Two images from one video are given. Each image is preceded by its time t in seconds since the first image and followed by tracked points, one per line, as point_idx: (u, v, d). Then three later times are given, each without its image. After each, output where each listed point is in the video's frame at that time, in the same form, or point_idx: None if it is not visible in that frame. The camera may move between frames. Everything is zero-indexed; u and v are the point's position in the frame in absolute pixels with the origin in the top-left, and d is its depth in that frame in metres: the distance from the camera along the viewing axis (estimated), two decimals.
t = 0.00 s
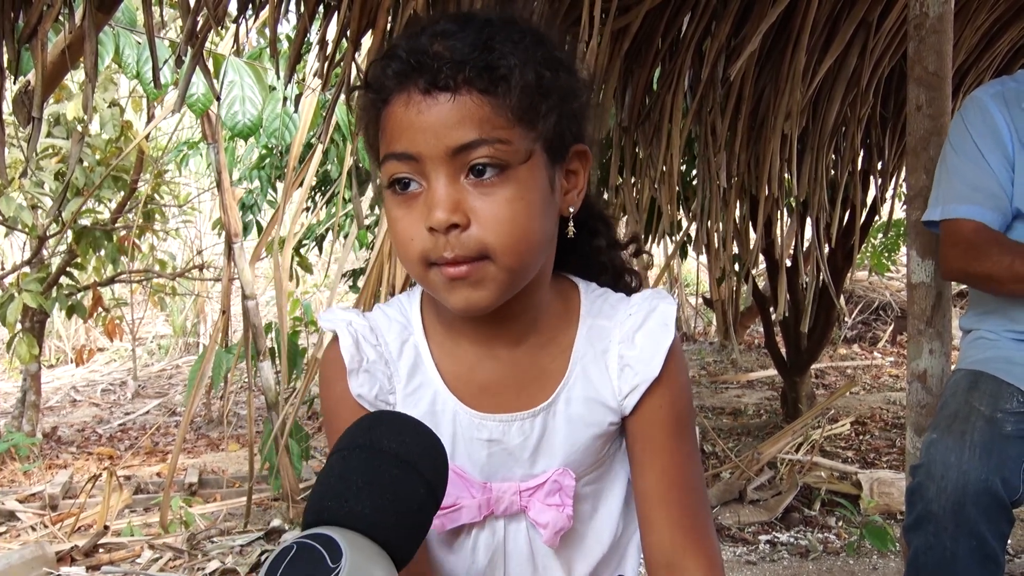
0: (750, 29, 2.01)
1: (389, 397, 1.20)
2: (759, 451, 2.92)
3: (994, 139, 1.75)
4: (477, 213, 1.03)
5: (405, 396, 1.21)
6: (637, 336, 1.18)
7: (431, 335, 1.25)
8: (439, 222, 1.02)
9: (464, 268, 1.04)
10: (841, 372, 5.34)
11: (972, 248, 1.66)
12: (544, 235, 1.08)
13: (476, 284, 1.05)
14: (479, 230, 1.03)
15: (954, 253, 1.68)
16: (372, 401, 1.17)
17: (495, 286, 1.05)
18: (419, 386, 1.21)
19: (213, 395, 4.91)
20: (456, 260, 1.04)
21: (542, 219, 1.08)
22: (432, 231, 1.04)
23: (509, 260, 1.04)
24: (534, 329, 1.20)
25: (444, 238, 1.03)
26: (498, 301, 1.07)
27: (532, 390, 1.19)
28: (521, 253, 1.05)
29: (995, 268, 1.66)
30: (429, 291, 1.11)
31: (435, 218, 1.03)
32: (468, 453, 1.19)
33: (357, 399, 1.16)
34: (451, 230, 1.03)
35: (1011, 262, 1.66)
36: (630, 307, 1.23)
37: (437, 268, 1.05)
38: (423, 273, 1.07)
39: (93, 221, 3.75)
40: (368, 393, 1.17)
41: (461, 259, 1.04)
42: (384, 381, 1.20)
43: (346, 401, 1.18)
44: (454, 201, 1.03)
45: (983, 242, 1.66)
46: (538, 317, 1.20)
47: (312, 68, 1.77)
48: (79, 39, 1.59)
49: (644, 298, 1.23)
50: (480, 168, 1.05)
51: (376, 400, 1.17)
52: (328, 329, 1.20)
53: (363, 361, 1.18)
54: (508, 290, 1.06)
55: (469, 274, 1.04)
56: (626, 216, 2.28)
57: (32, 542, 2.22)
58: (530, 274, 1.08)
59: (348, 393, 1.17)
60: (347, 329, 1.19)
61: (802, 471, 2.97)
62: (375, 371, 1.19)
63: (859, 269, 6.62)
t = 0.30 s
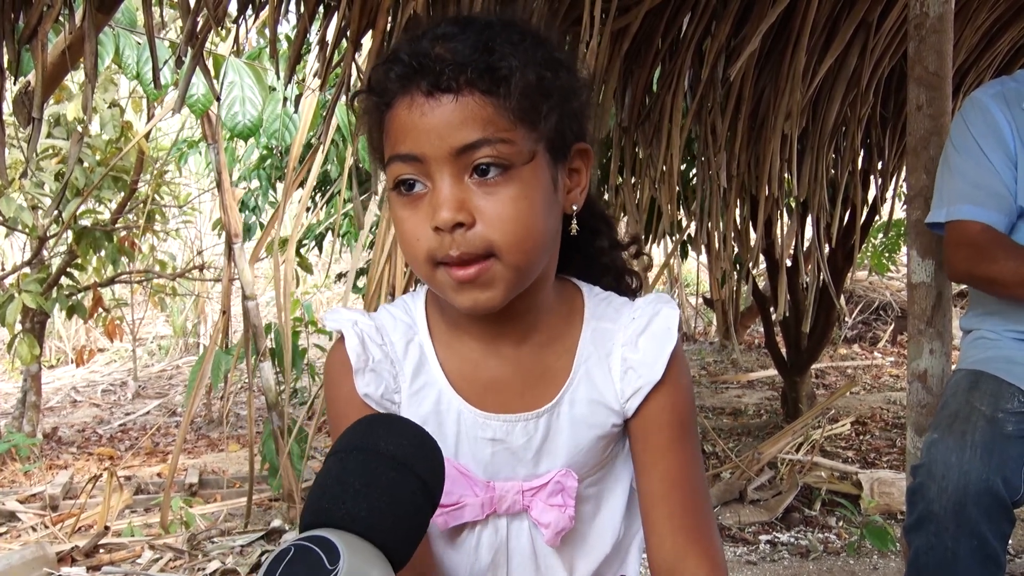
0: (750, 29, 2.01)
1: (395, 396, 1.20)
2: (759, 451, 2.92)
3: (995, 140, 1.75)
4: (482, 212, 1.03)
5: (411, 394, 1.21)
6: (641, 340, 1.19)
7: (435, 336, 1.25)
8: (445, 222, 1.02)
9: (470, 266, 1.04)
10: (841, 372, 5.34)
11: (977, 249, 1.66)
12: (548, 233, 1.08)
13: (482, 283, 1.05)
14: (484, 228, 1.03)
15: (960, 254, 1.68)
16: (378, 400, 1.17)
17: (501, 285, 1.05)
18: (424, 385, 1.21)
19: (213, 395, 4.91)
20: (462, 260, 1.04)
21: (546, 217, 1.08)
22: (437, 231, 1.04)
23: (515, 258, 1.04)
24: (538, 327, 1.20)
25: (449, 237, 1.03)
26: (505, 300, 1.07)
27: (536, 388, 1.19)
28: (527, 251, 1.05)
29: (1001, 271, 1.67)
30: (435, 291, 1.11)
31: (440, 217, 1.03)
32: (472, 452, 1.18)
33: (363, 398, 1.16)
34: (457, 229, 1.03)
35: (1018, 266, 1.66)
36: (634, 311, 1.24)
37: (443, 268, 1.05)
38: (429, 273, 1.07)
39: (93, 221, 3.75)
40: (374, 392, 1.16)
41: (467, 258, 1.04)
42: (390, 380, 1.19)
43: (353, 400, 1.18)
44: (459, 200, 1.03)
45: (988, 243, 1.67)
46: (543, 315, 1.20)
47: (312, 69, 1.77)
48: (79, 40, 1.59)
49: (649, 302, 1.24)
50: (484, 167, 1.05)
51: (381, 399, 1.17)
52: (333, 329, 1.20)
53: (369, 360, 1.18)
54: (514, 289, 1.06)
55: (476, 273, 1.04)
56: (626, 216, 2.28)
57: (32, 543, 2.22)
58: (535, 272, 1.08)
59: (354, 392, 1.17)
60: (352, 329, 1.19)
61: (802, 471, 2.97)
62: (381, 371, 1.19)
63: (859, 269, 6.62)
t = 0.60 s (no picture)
0: (750, 29, 2.01)
1: (376, 393, 1.23)
2: (759, 451, 2.93)
3: (993, 140, 1.75)
4: (472, 212, 1.03)
5: (394, 393, 1.24)
6: (629, 332, 1.17)
7: (428, 332, 1.26)
8: (435, 220, 1.03)
9: (459, 265, 1.04)
10: (840, 372, 5.34)
11: (972, 246, 1.66)
12: (540, 235, 1.08)
13: (470, 283, 1.05)
14: (474, 228, 1.03)
15: (955, 252, 1.67)
16: (356, 396, 1.21)
17: (490, 286, 1.05)
18: (408, 385, 1.23)
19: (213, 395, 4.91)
20: (451, 258, 1.04)
21: (538, 218, 1.08)
22: (427, 229, 1.04)
23: (504, 259, 1.04)
24: (531, 328, 1.20)
25: (439, 236, 1.03)
26: (493, 301, 1.07)
27: (525, 386, 1.19)
28: (517, 252, 1.05)
29: (996, 265, 1.67)
30: (426, 288, 1.11)
31: (430, 216, 1.03)
32: (458, 447, 1.20)
33: (342, 393, 1.20)
34: (446, 228, 1.03)
35: (1014, 258, 1.67)
36: (625, 305, 1.22)
37: (433, 265, 1.05)
38: (420, 270, 1.07)
39: (93, 220, 3.75)
40: (353, 388, 1.20)
41: (456, 257, 1.04)
42: (371, 378, 1.23)
43: (337, 394, 1.22)
44: (450, 200, 1.03)
45: (984, 240, 1.66)
46: (535, 315, 1.20)
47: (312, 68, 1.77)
48: (79, 39, 1.59)
49: (643, 295, 1.22)
50: (476, 168, 1.05)
51: (360, 395, 1.21)
52: (327, 322, 1.24)
53: (353, 356, 1.22)
54: (502, 290, 1.06)
55: (465, 273, 1.04)
56: (626, 216, 2.28)
57: (32, 542, 2.22)
58: (525, 275, 1.08)
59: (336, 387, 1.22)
60: (341, 325, 1.22)
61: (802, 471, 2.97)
62: (364, 367, 1.22)
63: (859, 269, 6.62)
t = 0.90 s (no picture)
0: (750, 28, 2.01)
1: (369, 375, 1.22)
2: (759, 451, 2.93)
3: (992, 141, 1.75)
4: (459, 211, 1.04)
5: (390, 378, 1.22)
6: (622, 329, 1.17)
7: (424, 322, 1.27)
8: (421, 219, 1.04)
9: (446, 263, 1.05)
10: (840, 372, 5.34)
11: (969, 245, 1.65)
12: (529, 235, 1.07)
13: (457, 282, 1.05)
14: (460, 228, 1.04)
15: (951, 252, 1.66)
16: (348, 376, 1.21)
17: (476, 285, 1.05)
18: (404, 371, 1.23)
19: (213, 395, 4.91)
20: (437, 257, 1.04)
21: (529, 218, 1.08)
22: (414, 227, 1.05)
23: (489, 259, 1.04)
24: (524, 325, 1.20)
25: (426, 234, 1.04)
26: (480, 300, 1.07)
27: (515, 381, 1.19)
28: (503, 252, 1.04)
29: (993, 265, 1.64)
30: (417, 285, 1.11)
31: (416, 214, 1.04)
32: (449, 438, 1.20)
33: (335, 371, 1.21)
34: (433, 227, 1.03)
35: (1010, 258, 1.63)
36: (620, 301, 1.22)
37: (421, 263, 1.06)
38: (409, 268, 1.08)
39: (92, 219, 3.75)
40: (345, 367, 1.21)
41: (441, 256, 1.04)
42: (364, 359, 1.23)
43: (331, 374, 1.23)
44: (436, 199, 1.04)
45: (981, 240, 1.65)
46: (527, 312, 1.20)
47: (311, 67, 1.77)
48: (78, 38, 1.59)
49: (639, 292, 1.22)
50: (464, 167, 1.06)
51: (351, 376, 1.21)
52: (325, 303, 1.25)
53: (347, 336, 1.23)
54: (490, 290, 1.06)
55: (452, 272, 1.05)
56: (625, 215, 2.28)
57: (31, 541, 2.22)
58: (513, 275, 1.07)
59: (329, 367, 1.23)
60: (339, 305, 1.24)
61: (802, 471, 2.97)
62: (357, 348, 1.23)
63: (858, 269, 6.63)
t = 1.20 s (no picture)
0: (750, 28, 2.01)
1: (370, 371, 1.23)
2: (758, 450, 2.93)
3: (993, 140, 1.75)
4: (461, 213, 1.04)
5: (390, 373, 1.23)
6: (621, 327, 1.17)
7: (425, 318, 1.27)
8: (423, 221, 1.04)
9: (447, 265, 1.05)
10: (840, 372, 5.34)
11: (963, 244, 1.65)
12: (530, 236, 1.07)
13: (458, 284, 1.05)
14: (462, 231, 1.04)
15: (947, 250, 1.67)
16: (350, 372, 1.22)
17: (476, 287, 1.05)
18: (403, 368, 1.23)
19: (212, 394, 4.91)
20: (439, 258, 1.05)
21: (530, 221, 1.08)
22: (417, 229, 1.05)
23: (490, 261, 1.04)
24: (523, 325, 1.20)
25: (428, 236, 1.05)
26: (481, 302, 1.08)
27: (515, 379, 1.19)
28: (503, 255, 1.05)
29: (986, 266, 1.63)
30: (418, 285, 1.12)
31: (419, 217, 1.05)
32: (449, 434, 1.20)
33: (336, 366, 1.22)
34: (435, 229, 1.04)
35: (1001, 259, 1.62)
36: (619, 300, 1.22)
37: (422, 265, 1.07)
38: (410, 269, 1.08)
39: (92, 219, 3.75)
40: (346, 363, 1.22)
41: (444, 258, 1.05)
42: (366, 355, 1.23)
43: (333, 370, 1.24)
44: (439, 202, 1.05)
45: (976, 239, 1.65)
46: (527, 311, 1.20)
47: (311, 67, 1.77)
48: (78, 38, 1.59)
49: (637, 292, 1.21)
50: (467, 170, 1.06)
51: (353, 371, 1.22)
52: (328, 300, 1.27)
53: (349, 332, 1.23)
54: (490, 293, 1.07)
55: (453, 274, 1.05)
56: (625, 214, 2.28)
57: (30, 541, 2.22)
58: (514, 277, 1.07)
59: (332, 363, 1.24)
60: (341, 301, 1.25)
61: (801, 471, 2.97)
62: (359, 344, 1.24)
63: (857, 269, 6.63)
